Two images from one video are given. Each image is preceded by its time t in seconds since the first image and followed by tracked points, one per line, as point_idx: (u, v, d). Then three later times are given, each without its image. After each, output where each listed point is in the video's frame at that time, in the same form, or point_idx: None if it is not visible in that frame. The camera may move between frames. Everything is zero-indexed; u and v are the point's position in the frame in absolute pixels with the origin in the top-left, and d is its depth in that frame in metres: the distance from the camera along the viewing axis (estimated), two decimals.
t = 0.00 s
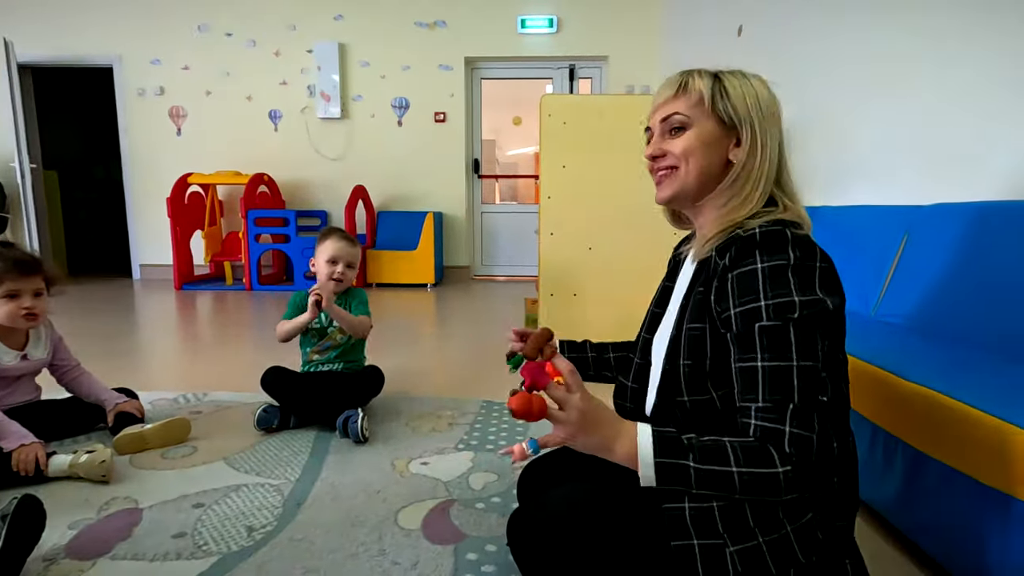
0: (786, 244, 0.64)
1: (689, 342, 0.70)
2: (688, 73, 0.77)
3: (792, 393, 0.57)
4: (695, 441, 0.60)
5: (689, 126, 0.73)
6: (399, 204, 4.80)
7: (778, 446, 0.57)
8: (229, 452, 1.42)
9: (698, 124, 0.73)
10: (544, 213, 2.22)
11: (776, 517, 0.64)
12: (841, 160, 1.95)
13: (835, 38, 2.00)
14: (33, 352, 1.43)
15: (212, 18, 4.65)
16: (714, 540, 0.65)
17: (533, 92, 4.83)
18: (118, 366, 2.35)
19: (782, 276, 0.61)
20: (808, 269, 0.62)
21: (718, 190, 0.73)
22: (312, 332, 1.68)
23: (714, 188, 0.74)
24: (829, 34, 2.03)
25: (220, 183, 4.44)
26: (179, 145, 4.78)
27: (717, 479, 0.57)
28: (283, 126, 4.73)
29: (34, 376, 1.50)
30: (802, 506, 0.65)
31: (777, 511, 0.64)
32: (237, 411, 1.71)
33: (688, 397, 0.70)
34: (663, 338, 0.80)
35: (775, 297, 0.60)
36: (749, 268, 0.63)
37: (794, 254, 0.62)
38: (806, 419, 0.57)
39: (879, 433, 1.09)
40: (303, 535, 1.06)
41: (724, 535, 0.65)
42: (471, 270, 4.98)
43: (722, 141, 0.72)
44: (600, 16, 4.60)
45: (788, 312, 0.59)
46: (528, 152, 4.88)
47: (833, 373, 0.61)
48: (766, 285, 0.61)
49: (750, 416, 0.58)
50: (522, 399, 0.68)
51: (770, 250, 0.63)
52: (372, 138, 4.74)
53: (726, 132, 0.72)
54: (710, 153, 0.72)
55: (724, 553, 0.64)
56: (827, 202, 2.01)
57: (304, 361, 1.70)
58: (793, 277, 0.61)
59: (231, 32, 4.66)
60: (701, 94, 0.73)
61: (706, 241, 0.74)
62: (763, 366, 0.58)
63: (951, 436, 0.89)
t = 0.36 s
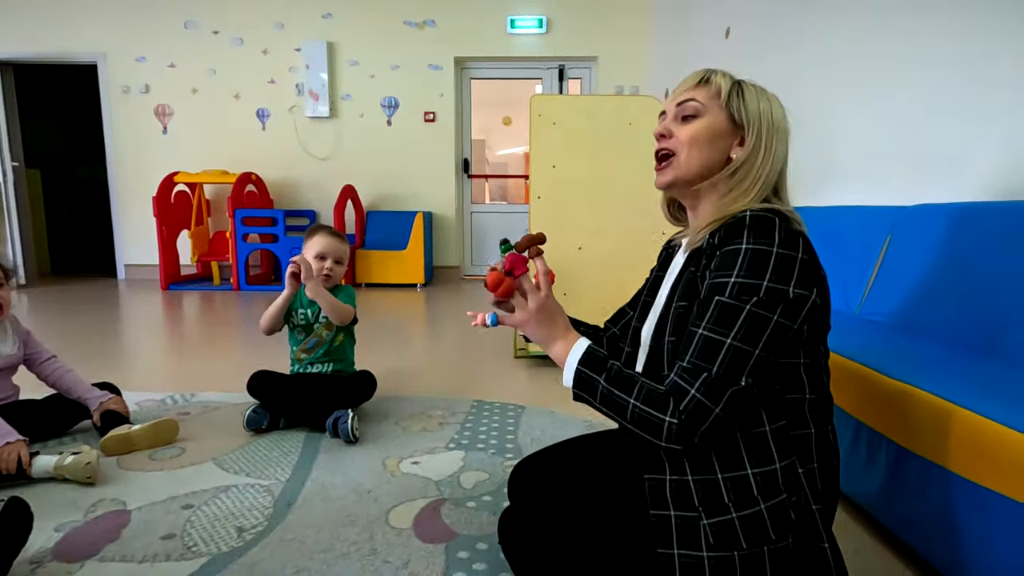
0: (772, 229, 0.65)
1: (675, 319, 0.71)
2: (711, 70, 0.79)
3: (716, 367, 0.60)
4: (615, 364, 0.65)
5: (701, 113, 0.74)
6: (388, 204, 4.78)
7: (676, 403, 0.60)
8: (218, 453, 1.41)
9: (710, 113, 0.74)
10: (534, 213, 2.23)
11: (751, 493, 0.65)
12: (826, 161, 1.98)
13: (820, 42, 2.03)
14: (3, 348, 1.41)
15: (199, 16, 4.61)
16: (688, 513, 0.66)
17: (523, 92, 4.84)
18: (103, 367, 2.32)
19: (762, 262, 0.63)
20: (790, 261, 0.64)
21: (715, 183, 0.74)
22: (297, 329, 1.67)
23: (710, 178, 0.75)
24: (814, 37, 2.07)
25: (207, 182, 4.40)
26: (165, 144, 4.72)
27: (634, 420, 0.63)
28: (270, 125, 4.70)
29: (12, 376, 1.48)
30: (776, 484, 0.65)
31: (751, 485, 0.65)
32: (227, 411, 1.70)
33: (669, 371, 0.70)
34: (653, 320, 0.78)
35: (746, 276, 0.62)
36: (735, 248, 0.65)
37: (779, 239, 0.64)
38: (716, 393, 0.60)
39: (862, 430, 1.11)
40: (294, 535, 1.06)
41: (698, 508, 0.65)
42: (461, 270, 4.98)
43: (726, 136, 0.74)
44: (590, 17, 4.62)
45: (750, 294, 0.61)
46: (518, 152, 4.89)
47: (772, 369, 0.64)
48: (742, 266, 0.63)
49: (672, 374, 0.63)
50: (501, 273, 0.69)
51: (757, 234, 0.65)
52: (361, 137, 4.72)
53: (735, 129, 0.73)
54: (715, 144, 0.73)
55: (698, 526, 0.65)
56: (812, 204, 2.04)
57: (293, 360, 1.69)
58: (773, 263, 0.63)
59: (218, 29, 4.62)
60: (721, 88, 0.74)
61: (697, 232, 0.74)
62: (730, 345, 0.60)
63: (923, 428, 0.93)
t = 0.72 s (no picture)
0: (746, 233, 0.66)
1: (660, 331, 0.71)
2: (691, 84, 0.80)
3: (762, 369, 0.59)
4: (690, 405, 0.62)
5: (672, 122, 0.76)
6: (381, 203, 4.77)
7: (754, 421, 0.59)
8: (211, 454, 1.41)
9: (681, 122, 0.76)
10: (527, 212, 2.23)
11: (746, 492, 0.64)
12: (817, 161, 2.00)
13: (811, 43, 2.05)
14: None
15: (189, 13, 4.57)
16: (688, 518, 0.65)
17: (516, 92, 4.84)
18: (93, 367, 2.30)
19: (746, 265, 0.63)
20: (769, 257, 0.64)
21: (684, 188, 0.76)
22: (290, 330, 1.68)
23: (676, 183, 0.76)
24: (806, 38, 2.08)
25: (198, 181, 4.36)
26: (155, 142, 4.68)
27: (702, 445, 0.60)
28: (262, 123, 4.67)
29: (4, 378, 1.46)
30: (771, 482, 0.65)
31: (747, 485, 0.64)
32: (219, 412, 1.70)
33: (665, 382, 0.71)
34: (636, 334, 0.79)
35: (740, 283, 0.62)
36: (714, 257, 0.65)
37: (755, 244, 0.65)
38: (776, 400, 0.60)
39: (853, 428, 1.13)
40: (287, 535, 1.06)
41: (698, 513, 0.65)
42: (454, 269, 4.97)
43: (694, 145, 0.75)
44: (583, 17, 4.63)
45: (752, 297, 0.61)
46: (511, 151, 4.89)
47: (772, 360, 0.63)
48: (732, 270, 0.63)
49: (724, 393, 0.60)
50: (562, 326, 0.56)
51: (734, 240, 0.65)
52: (354, 136, 4.71)
53: (703, 139, 0.75)
54: (682, 151, 0.75)
55: (698, 530, 0.65)
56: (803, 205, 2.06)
57: (286, 362, 1.69)
58: (756, 266, 0.63)
59: (209, 27, 4.59)
60: (695, 101, 0.76)
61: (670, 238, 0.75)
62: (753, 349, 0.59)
63: (924, 430, 0.91)
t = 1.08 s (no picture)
0: (687, 230, 0.67)
1: (623, 336, 0.72)
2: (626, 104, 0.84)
3: (725, 351, 0.59)
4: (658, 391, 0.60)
5: (612, 140, 0.79)
6: (377, 202, 4.76)
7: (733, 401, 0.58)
8: (207, 453, 1.41)
9: (620, 140, 0.78)
10: (524, 211, 2.24)
11: (733, 485, 0.64)
12: (812, 161, 2.02)
13: (808, 42, 2.05)
14: (16, 351, 1.38)
15: (184, 11, 4.55)
16: (681, 520, 0.65)
17: (513, 90, 4.84)
18: (87, 367, 2.29)
19: (691, 259, 0.64)
20: (714, 251, 0.65)
21: (630, 199, 0.78)
22: (285, 332, 1.67)
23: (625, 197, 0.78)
24: (802, 38, 2.09)
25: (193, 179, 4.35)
26: (150, 141, 4.66)
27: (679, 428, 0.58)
28: (257, 122, 4.66)
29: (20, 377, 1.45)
30: (756, 471, 0.65)
31: (732, 476, 0.64)
32: (216, 411, 1.70)
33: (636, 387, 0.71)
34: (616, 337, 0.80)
35: (688, 275, 0.63)
36: (660, 257, 0.66)
37: (698, 239, 0.66)
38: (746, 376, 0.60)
39: (846, 426, 1.13)
40: (285, 534, 1.06)
41: (689, 513, 0.65)
42: (450, 268, 4.97)
43: (636, 159, 0.77)
44: (579, 17, 4.63)
45: (701, 285, 0.62)
46: (507, 150, 4.89)
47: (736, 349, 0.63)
48: (678, 267, 0.64)
49: (695, 379, 0.60)
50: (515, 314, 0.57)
51: (675, 239, 0.67)
52: (350, 135, 4.70)
53: (642, 152, 0.77)
54: (625, 165, 0.77)
55: (692, 530, 0.65)
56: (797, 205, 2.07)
57: (281, 364, 1.68)
58: (700, 258, 0.64)
59: (204, 25, 4.57)
60: (630, 118, 0.80)
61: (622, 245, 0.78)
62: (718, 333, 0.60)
63: (923, 428, 0.91)
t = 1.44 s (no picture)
0: (631, 244, 0.66)
1: (593, 347, 0.72)
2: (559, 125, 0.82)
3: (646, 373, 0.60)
4: (563, 410, 0.68)
5: (559, 164, 0.77)
6: (373, 200, 4.75)
7: (618, 425, 0.63)
8: (203, 452, 1.40)
9: (567, 162, 0.77)
10: (520, 209, 2.24)
11: (712, 475, 0.64)
12: (807, 160, 2.02)
13: (805, 41, 2.05)
14: (16, 349, 1.37)
15: (179, 8, 4.52)
16: (664, 513, 0.65)
17: (510, 89, 4.83)
18: (82, 365, 2.27)
19: (630, 276, 0.64)
20: (658, 262, 0.64)
21: (588, 222, 0.77)
22: (285, 324, 1.66)
23: (584, 218, 0.77)
24: (799, 36, 2.09)
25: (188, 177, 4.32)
26: (145, 138, 4.64)
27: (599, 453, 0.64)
28: (253, 119, 4.64)
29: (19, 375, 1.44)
30: (734, 461, 0.65)
31: (710, 468, 0.64)
32: (212, 409, 1.69)
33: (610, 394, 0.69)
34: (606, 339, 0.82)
35: (622, 295, 0.64)
36: (607, 273, 0.66)
37: (641, 250, 0.65)
38: (644, 402, 0.62)
39: (842, 422, 1.14)
40: (282, 532, 1.06)
41: (671, 505, 0.65)
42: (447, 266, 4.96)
43: (585, 178, 0.76)
44: (576, 15, 4.63)
45: (631, 306, 0.63)
46: (504, 148, 4.89)
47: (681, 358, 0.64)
48: (620, 283, 0.64)
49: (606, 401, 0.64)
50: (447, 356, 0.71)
51: (620, 252, 0.66)
52: (346, 133, 4.68)
53: (589, 171, 0.76)
54: (578, 186, 0.76)
55: (675, 522, 0.65)
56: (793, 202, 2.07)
57: (279, 356, 1.67)
58: (643, 273, 0.64)
59: (199, 22, 4.54)
60: (567, 141, 0.78)
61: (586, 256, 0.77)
62: (634, 355, 0.62)
63: (918, 427, 0.91)
